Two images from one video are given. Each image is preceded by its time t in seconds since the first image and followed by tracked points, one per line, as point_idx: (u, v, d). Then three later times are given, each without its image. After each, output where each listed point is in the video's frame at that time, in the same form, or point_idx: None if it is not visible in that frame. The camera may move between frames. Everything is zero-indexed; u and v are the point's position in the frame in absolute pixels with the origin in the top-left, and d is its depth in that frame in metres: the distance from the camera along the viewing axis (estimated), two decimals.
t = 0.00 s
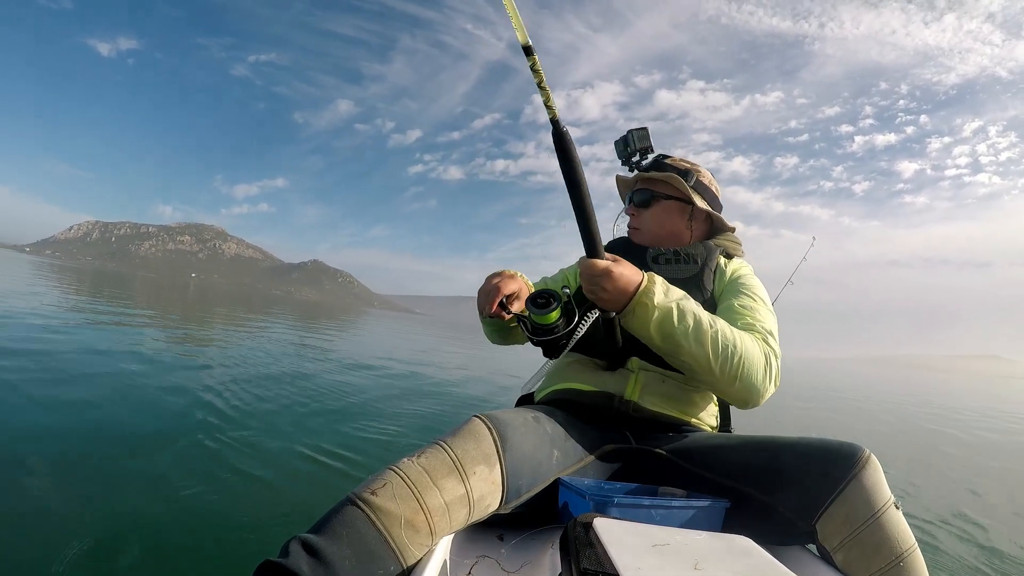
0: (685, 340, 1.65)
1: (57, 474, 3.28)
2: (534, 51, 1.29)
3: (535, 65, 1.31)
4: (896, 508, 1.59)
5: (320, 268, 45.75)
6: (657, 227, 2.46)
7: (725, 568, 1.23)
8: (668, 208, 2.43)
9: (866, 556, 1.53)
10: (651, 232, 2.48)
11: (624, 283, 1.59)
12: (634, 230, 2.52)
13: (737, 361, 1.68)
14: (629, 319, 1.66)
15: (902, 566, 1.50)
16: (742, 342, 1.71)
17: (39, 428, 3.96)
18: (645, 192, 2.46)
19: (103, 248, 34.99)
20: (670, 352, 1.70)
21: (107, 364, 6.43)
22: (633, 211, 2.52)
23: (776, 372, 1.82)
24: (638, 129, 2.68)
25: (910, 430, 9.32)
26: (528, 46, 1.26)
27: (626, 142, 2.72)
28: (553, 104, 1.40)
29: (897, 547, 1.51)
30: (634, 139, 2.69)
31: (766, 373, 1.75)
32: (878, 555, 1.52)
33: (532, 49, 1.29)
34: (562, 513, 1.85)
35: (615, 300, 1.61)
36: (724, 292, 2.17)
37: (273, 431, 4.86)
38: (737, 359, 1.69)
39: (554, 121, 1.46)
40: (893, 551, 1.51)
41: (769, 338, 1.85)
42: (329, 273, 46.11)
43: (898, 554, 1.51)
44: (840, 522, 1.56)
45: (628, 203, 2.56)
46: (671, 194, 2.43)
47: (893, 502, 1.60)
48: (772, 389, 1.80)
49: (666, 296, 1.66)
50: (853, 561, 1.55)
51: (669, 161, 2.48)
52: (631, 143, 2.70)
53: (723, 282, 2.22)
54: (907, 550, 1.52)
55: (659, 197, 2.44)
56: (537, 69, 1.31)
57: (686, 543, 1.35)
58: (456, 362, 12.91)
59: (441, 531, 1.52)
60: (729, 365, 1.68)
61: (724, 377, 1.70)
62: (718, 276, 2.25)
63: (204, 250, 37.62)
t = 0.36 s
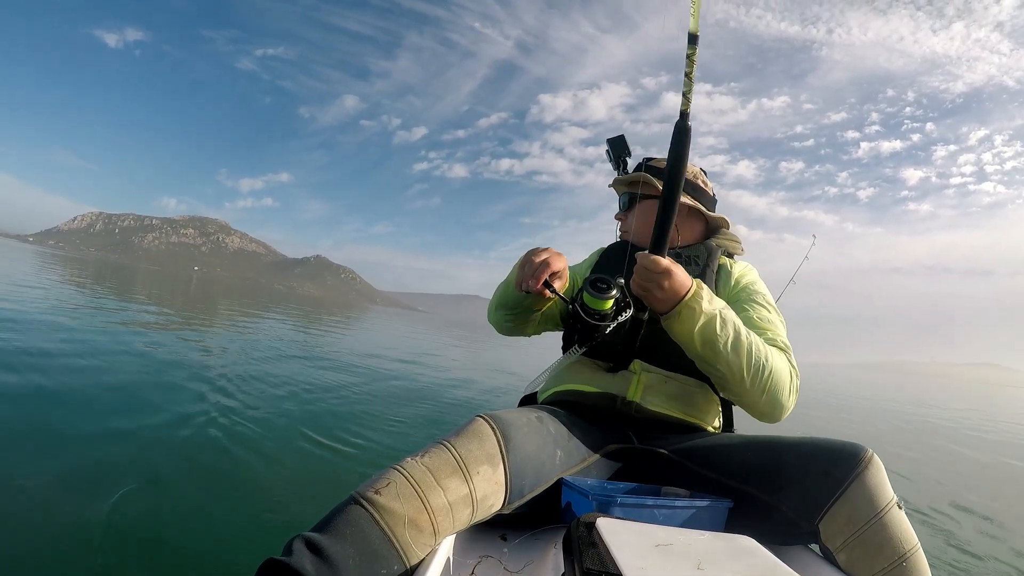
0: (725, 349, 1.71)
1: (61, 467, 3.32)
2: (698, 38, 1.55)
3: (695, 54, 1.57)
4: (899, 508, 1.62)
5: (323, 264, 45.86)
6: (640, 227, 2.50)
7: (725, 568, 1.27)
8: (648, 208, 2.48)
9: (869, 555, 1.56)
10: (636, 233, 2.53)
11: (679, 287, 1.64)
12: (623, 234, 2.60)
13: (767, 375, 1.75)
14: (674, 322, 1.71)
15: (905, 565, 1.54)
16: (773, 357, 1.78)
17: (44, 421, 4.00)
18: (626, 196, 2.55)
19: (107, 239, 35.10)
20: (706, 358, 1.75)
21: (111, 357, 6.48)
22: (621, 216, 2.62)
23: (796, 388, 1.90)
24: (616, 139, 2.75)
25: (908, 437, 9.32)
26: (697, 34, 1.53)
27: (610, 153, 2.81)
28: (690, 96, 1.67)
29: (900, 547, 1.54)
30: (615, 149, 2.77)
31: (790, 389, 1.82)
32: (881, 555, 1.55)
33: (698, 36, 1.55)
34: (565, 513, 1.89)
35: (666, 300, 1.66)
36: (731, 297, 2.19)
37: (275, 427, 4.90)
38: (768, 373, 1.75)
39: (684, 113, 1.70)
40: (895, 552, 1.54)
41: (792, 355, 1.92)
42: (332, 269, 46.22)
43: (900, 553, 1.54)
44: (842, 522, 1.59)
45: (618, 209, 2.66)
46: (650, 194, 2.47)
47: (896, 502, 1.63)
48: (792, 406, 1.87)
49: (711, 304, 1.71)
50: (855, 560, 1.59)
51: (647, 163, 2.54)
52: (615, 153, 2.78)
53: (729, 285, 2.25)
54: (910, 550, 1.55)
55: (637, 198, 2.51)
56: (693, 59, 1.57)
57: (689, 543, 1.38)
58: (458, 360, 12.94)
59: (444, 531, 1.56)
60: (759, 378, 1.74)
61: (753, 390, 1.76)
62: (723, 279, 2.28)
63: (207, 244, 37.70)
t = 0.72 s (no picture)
0: (741, 345, 1.70)
1: (63, 477, 3.30)
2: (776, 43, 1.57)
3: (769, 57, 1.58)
4: (901, 508, 1.60)
5: (324, 268, 45.88)
6: (636, 228, 2.49)
7: (729, 568, 1.25)
8: (642, 209, 2.47)
9: (871, 555, 1.55)
10: (632, 235, 2.51)
11: (703, 281, 1.65)
12: (618, 237, 2.58)
13: (778, 374, 1.75)
14: (695, 316, 1.70)
15: (908, 566, 1.52)
16: (784, 357, 1.79)
17: (46, 430, 4.00)
18: (619, 198, 2.54)
19: (107, 249, 35.15)
20: (721, 354, 1.74)
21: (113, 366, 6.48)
22: (615, 219, 2.60)
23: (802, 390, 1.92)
24: (606, 142, 2.76)
25: (912, 429, 9.31)
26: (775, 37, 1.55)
27: (600, 159, 2.81)
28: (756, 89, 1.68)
29: (903, 547, 1.53)
30: (605, 154, 2.78)
31: (797, 391, 1.84)
32: (884, 555, 1.54)
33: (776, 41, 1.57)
34: (568, 512, 1.88)
35: (690, 292, 1.66)
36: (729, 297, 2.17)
37: (278, 432, 4.90)
38: (778, 372, 1.76)
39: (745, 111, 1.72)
40: (899, 552, 1.53)
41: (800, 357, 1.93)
42: (333, 273, 46.26)
43: (904, 554, 1.53)
44: (845, 523, 1.58)
45: (611, 213, 2.65)
46: (643, 195, 2.46)
47: (899, 502, 1.62)
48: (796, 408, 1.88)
49: (730, 299, 1.71)
50: (858, 561, 1.57)
51: (638, 165, 2.55)
52: (604, 159, 2.78)
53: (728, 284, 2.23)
54: (913, 550, 1.54)
55: (630, 200, 2.49)
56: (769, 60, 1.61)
57: (692, 543, 1.37)
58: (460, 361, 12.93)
59: (449, 530, 1.55)
60: (770, 377, 1.74)
61: (763, 389, 1.76)
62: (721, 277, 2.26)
63: (207, 251, 37.74)
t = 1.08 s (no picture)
0: (674, 346, 1.61)
1: (64, 500, 3.23)
2: (512, 74, 1.08)
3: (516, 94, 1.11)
4: (905, 507, 1.54)
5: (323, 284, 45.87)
6: (635, 225, 2.42)
7: (733, 566, 1.19)
8: (642, 204, 2.40)
9: (873, 554, 1.50)
10: (630, 231, 2.46)
11: (610, 297, 1.52)
12: (616, 233, 2.53)
13: (728, 360, 1.65)
14: (616, 332, 1.60)
15: (910, 565, 1.47)
16: (732, 339, 1.67)
17: (47, 457, 3.94)
18: (617, 193, 2.48)
19: (104, 280, 35.12)
20: (660, 358, 1.65)
21: (114, 395, 6.43)
22: (614, 215, 2.54)
23: (772, 362, 1.77)
24: (605, 136, 2.70)
25: (921, 399, 9.26)
26: (506, 72, 1.06)
27: (598, 153, 2.74)
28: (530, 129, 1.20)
29: (906, 546, 1.47)
30: (604, 148, 2.71)
31: (761, 366, 1.71)
32: (885, 554, 1.48)
33: (510, 71, 1.08)
34: (570, 510, 1.82)
35: (601, 314, 1.55)
36: (723, 290, 2.13)
37: (283, 447, 4.84)
38: (728, 357, 1.65)
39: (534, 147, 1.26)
40: (900, 550, 1.47)
41: (762, 328, 1.80)
42: (332, 288, 46.27)
43: (906, 553, 1.47)
44: (847, 521, 1.52)
45: (609, 208, 2.58)
46: (642, 190, 2.39)
47: (902, 500, 1.56)
48: (768, 380, 1.75)
49: (651, 303, 1.60)
50: (860, 559, 1.52)
51: (637, 160, 2.47)
52: (603, 153, 2.72)
53: (723, 279, 2.18)
54: (915, 549, 1.48)
55: (629, 196, 2.43)
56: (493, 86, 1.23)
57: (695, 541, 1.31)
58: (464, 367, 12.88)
59: (450, 529, 1.48)
60: (720, 365, 1.64)
61: (717, 377, 1.66)
62: (717, 272, 2.21)
63: (205, 275, 37.73)
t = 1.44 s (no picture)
0: (652, 345, 1.61)
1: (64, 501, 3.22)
2: (409, 117, 1.58)
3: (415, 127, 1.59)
4: (902, 507, 1.52)
5: (324, 287, 45.86)
6: (643, 224, 2.43)
7: (729, 566, 1.18)
8: (653, 203, 2.40)
9: (871, 554, 1.48)
10: (638, 230, 2.45)
11: (580, 303, 1.59)
12: (625, 230, 2.52)
13: (710, 357, 1.61)
14: (594, 334, 1.64)
15: (907, 565, 1.44)
16: (714, 336, 1.64)
17: (47, 460, 3.94)
18: (629, 191, 2.48)
19: (105, 285, 35.12)
20: (642, 359, 1.66)
21: (115, 399, 6.43)
22: (624, 211, 2.53)
23: (763, 361, 1.72)
24: (622, 133, 2.69)
25: (925, 396, 9.23)
26: (401, 115, 1.57)
27: (613, 148, 2.74)
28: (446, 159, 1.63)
29: (903, 546, 1.45)
30: (618, 145, 2.71)
31: (748, 364, 1.65)
32: (883, 554, 1.46)
33: (408, 115, 1.59)
34: (567, 510, 1.80)
35: (576, 319, 1.62)
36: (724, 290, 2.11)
37: (283, 449, 4.83)
38: (711, 353, 1.61)
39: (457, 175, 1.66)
40: (897, 550, 1.45)
41: (751, 327, 1.76)
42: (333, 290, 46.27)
43: (903, 553, 1.44)
44: (845, 521, 1.50)
45: (620, 204, 2.58)
46: (654, 189, 2.39)
47: (900, 501, 1.53)
48: (758, 379, 1.69)
49: (626, 304, 1.63)
50: (857, 559, 1.50)
51: (652, 158, 2.47)
52: (618, 148, 2.71)
53: (724, 280, 2.16)
54: (913, 549, 1.46)
55: (642, 193, 2.42)
56: (419, 129, 1.60)
57: (691, 541, 1.29)
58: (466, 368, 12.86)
59: (447, 529, 1.46)
60: (702, 363, 1.61)
61: (701, 375, 1.63)
62: (719, 274, 2.20)
63: (206, 279, 37.75)
